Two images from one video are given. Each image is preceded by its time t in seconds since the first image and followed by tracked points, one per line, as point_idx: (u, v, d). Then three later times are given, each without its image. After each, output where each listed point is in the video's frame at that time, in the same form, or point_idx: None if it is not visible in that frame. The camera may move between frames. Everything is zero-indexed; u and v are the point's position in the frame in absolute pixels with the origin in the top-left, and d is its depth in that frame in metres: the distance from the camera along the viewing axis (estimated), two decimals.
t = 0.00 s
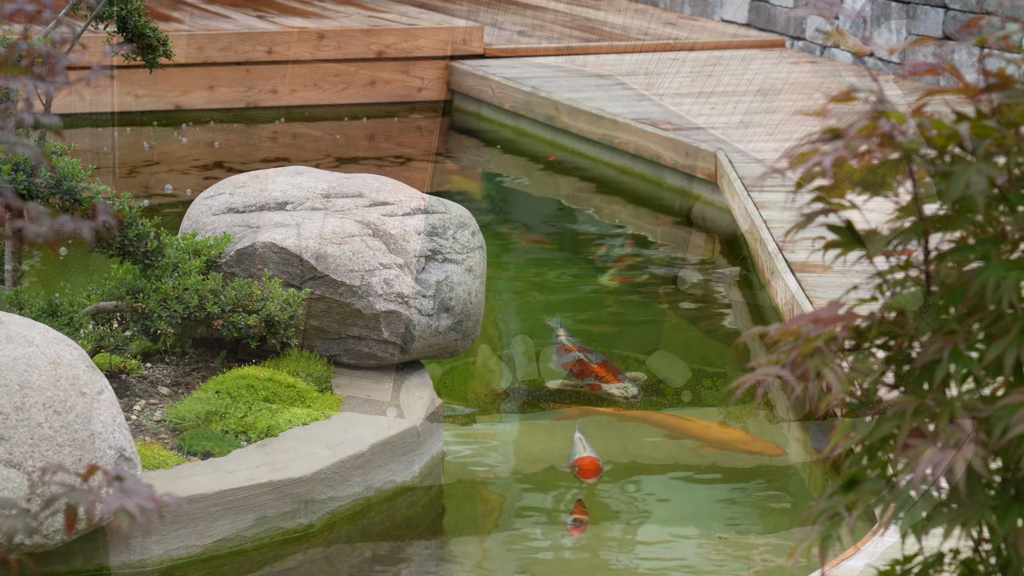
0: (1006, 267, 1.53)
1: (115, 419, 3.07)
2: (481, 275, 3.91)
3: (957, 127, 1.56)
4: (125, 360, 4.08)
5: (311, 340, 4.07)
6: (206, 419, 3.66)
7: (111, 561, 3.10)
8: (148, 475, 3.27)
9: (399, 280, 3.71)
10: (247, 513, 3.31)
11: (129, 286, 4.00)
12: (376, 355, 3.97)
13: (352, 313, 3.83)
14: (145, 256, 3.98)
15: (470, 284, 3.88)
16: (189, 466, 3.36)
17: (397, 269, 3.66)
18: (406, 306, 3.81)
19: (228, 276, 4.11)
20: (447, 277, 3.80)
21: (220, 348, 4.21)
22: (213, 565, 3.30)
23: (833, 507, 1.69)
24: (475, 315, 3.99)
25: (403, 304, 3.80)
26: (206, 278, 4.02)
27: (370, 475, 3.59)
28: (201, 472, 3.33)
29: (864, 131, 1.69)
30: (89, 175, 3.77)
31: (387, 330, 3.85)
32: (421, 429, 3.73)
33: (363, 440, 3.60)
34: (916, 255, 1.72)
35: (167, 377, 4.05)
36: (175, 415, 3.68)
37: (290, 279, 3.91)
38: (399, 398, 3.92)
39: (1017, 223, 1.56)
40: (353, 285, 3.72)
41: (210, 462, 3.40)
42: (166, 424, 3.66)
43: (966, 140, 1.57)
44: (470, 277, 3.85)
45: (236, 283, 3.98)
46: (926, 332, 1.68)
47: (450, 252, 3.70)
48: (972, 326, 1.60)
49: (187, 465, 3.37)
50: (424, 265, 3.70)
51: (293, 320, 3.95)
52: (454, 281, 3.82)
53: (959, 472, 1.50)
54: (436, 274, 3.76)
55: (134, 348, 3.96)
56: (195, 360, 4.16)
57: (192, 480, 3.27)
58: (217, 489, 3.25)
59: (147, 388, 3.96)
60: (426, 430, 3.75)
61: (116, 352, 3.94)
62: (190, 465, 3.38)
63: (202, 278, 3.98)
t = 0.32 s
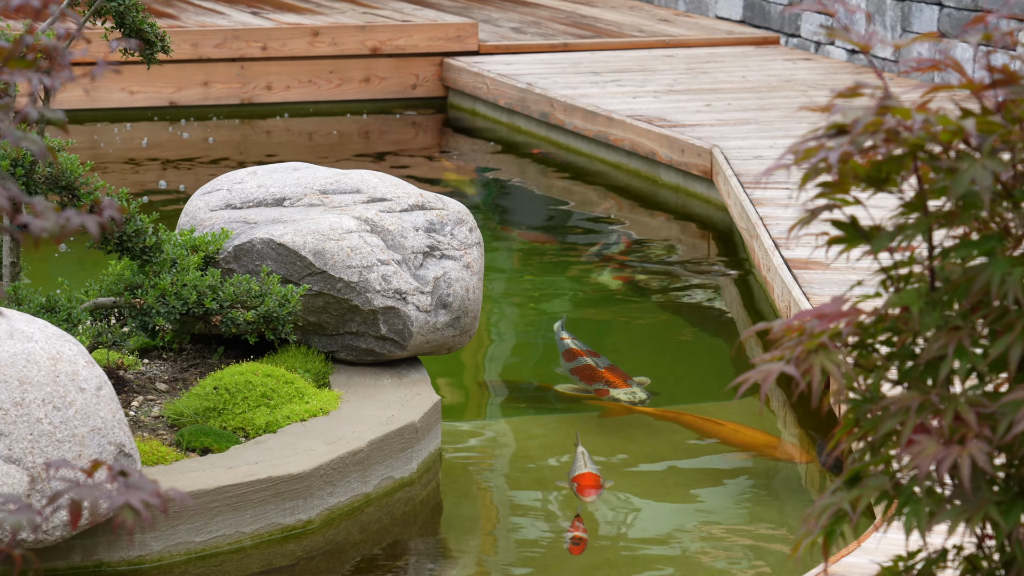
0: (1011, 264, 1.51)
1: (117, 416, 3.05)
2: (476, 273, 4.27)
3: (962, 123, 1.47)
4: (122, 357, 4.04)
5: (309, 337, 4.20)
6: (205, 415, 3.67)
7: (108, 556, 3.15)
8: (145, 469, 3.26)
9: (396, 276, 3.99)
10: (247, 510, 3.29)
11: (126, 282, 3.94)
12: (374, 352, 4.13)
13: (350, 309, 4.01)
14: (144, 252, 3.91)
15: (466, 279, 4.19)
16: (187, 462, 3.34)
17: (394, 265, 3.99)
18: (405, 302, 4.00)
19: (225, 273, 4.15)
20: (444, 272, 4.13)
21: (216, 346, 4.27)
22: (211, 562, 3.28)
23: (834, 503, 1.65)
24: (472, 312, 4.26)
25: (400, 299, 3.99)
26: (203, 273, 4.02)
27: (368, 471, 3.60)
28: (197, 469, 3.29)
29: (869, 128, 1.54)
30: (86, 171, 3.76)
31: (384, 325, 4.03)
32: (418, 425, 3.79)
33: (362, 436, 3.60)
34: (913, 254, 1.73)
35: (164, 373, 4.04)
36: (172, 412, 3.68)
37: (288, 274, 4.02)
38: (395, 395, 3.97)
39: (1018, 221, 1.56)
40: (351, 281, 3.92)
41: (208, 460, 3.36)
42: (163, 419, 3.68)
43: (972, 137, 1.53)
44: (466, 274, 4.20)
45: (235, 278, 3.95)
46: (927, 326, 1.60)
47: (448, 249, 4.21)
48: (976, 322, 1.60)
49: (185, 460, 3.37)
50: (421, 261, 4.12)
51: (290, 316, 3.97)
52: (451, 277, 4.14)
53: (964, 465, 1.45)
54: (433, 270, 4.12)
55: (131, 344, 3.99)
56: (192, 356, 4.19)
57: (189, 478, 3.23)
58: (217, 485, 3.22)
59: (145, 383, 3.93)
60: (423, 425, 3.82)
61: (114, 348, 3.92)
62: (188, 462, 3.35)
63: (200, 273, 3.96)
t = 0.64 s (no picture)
0: (1013, 260, 1.51)
1: (114, 412, 3.06)
2: (473, 270, 4.27)
3: (966, 120, 1.46)
4: (118, 353, 4.01)
5: (305, 333, 4.21)
6: (201, 411, 3.69)
7: (106, 552, 3.16)
8: (144, 463, 3.28)
9: (392, 273, 3.99)
10: (244, 506, 3.29)
11: (123, 278, 3.98)
12: (370, 348, 4.12)
13: (346, 305, 4.01)
14: (140, 248, 3.93)
15: (462, 276, 4.19)
16: (184, 458, 3.33)
17: (390, 262, 4.00)
18: (400, 298, 4.00)
19: (222, 269, 4.15)
20: (440, 269, 4.14)
21: (212, 342, 4.27)
22: (208, 557, 3.29)
23: (838, 499, 1.65)
24: (468, 308, 4.27)
25: (396, 296, 3.99)
26: (199, 269, 4.03)
27: (365, 467, 3.60)
28: (195, 464, 3.29)
29: (873, 125, 1.54)
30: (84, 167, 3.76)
31: (381, 322, 4.03)
32: (414, 421, 3.80)
33: (359, 432, 3.60)
34: (914, 250, 1.72)
35: (160, 369, 4.04)
36: (169, 408, 3.69)
37: (285, 270, 4.01)
38: (392, 391, 3.97)
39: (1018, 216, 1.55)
40: (347, 277, 3.92)
41: (205, 455, 3.36)
42: (160, 415, 3.70)
43: (974, 133, 1.53)
44: (462, 270, 4.20)
45: (232, 275, 3.95)
46: (930, 322, 1.60)
47: (444, 245, 4.22)
48: (979, 319, 1.59)
49: (181, 456, 3.38)
50: (417, 257, 4.13)
51: (287, 312, 3.97)
52: (448, 274, 4.15)
53: (967, 465, 1.45)
54: (429, 266, 4.13)
55: (127, 340, 4.00)
56: (187, 352, 4.19)
57: (187, 474, 3.23)
58: (216, 482, 3.22)
59: (141, 380, 3.94)
60: (419, 422, 3.82)
61: (111, 344, 3.92)
62: (185, 458, 3.35)
63: (197, 270, 3.96)
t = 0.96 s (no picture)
0: (1015, 256, 1.50)
1: (110, 409, 3.06)
2: (468, 266, 4.28)
3: (969, 116, 1.46)
4: (112, 349, 4.00)
5: (299, 329, 4.20)
6: (196, 408, 3.68)
7: (102, 549, 3.16)
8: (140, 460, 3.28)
9: (387, 269, 3.99)
10: (240, 503, 3.29)
11: (117, 274, 3.95)
12: (365, 345, 4.12)
13: (341, 302, 4.01)
14: (136, 244, 3.92)
15: (457, 273, 4.20)
16: (179, 455, 3.33)
17: (385, 258, 4.00)
18: (396, 295, 4.00)
19: (217, 266, 4.14)
20: (435, 265, 4.14)
21: (206, 339, 4.27)
22: (203, 554, 3.28)
23: (838, 495, 1.65)
24: (462, 305, 4.27)
25: (391, 292, 3.99)
26: (194, 266, 4.02)
27: (360, 463, 3.60)
28: (191, 461, 3.29)
29: (876, 120, 1.54)
30: (79, 164, 3.77)
31: (376, 318, 4.03)
32: (409, 418, 3.80)
33: (354, 428, 3.60)
34: (913, 246, 1.72)
35: (154, 366, 4.04)
36: (163, 404, 3.67)
37: (280, 267, 4.01)
38: (386, 387, 3.98)
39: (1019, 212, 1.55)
40: (342, 274, 3.92)
41: (201, 452, 3.37)
42: (154, 411, 3.69)
43: (977, 129, 1.53)
44: (457, 267, 4.21)
45: (227, 271, 3.97)
46: (931, 318, 1.60)
47: (439, 241, 4.23)
48: (978, 316, 1.59)
49: (177, 453, 3.38)
50: (412, 254, 4.13)
51: (283, 309, 3.98)
52: (443, 271, 4.15)
53: (968, 461, 1.45)
54: (424, 263, 4.13)
55: (122, 337, 3.98)
56: (182, 349, 4.18)
57: (183, 470, 3.23)
58: (211, 478, 3.22)
59: (135, 376, 3.93)
60: (414, 418, 3.82)
61: (105, 340, 3.87)
62: (180, 454, 3.35)
63: (192, 266, 3.96)
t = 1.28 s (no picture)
0: (1014, 252, 1.50)
1: (105, 406, 3.05)
2: (461, 264, 4.29)
3: (970, 113, 1.46)
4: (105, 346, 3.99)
5: (293, 326, 4.20)
6: (189, 404, 3.67)
7: (96, 546, 3.16)
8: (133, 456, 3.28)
9: (381, 266, 3.99)
10: (235, 499, 3.29)
11: (111, 271, 3.94)
12: (358, 342, 4.13)
13: (334, 298, 4.01)
14: (128, 242, 3.89)
15: (450, 270, 4.20)
16: (173, 452, 3.33)
17: (379, 255, 4.00)
18: (389, 291, 4.00)
19: (210, 262, 4.13)
20: (428, 262, 4.15)
21: (199, 335, 4.27)
22: (198, 552, 3.29)
23: (837, 491, 1.65)
24: (455, 302, 4.28)
25: (385, 289, 3.99)
26: (188, 263, 4.02)
27: (354, 460, 3.61)
28: (184, 458, 3.29)
29: (876, 117, 1.53)
30: (73, 161, 3.77)
31: (369, 314, 4.03)
32: (403, 414, 3.80)
33: (347, 425, 3.61)
34: (911, 242, 1.72)
35: (147, 363, 4.03)
36: (157, 401, 3.67)
37: (273, 264, 4.01)
38: (380, 383, 3.98)
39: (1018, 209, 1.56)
40: (336, 270, 3.92)
41: (194, 449, 3.37)
42: (148, 409, 3.68)
43: (976, 125, 1.53)
44: (450, 264, 4.22)
45: (221, 268, 3.96)
46: (930, 314, 1.60)
47: (431, 238, 4.24)
48: (978, 312, 1.59)
49: (171, 449, 3.38)
50: (405, 251, 4.14)
51: (276, 306, 3.98)
52: (436, 267, 4.16)
53: (969, 457, 1.45)
54: (417, 260, 4.13)
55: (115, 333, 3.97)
56: (175, 345, 4.18)
57: (177, 467, 3.23)
58: (205, 475, 3.22)
59: (128, 373, 3.93)
60: (407, 415, 3.83)
61: (99, 338, 4.04)
62: (173, 451, 3.35)
63: (186, 263, 3.96)
